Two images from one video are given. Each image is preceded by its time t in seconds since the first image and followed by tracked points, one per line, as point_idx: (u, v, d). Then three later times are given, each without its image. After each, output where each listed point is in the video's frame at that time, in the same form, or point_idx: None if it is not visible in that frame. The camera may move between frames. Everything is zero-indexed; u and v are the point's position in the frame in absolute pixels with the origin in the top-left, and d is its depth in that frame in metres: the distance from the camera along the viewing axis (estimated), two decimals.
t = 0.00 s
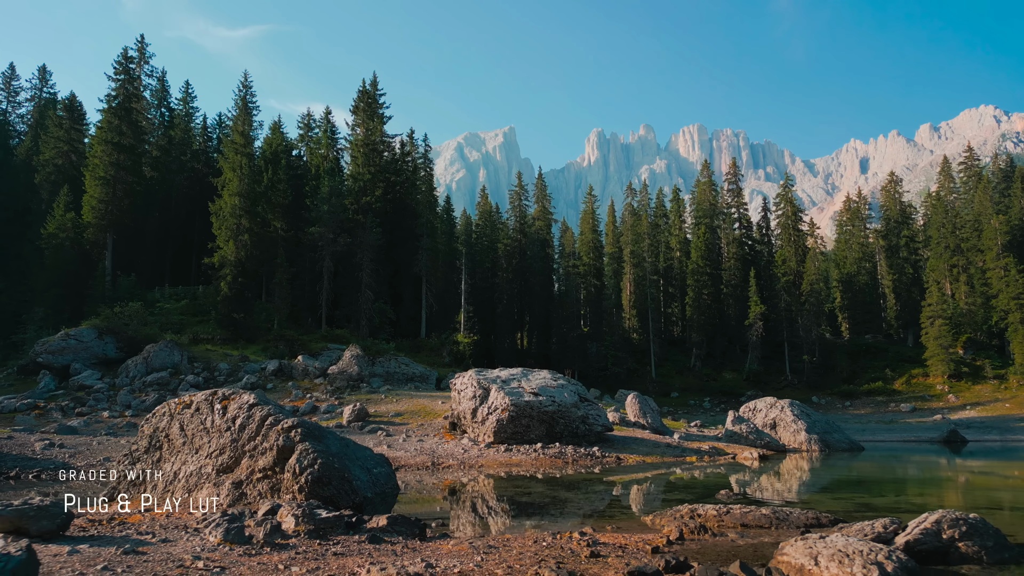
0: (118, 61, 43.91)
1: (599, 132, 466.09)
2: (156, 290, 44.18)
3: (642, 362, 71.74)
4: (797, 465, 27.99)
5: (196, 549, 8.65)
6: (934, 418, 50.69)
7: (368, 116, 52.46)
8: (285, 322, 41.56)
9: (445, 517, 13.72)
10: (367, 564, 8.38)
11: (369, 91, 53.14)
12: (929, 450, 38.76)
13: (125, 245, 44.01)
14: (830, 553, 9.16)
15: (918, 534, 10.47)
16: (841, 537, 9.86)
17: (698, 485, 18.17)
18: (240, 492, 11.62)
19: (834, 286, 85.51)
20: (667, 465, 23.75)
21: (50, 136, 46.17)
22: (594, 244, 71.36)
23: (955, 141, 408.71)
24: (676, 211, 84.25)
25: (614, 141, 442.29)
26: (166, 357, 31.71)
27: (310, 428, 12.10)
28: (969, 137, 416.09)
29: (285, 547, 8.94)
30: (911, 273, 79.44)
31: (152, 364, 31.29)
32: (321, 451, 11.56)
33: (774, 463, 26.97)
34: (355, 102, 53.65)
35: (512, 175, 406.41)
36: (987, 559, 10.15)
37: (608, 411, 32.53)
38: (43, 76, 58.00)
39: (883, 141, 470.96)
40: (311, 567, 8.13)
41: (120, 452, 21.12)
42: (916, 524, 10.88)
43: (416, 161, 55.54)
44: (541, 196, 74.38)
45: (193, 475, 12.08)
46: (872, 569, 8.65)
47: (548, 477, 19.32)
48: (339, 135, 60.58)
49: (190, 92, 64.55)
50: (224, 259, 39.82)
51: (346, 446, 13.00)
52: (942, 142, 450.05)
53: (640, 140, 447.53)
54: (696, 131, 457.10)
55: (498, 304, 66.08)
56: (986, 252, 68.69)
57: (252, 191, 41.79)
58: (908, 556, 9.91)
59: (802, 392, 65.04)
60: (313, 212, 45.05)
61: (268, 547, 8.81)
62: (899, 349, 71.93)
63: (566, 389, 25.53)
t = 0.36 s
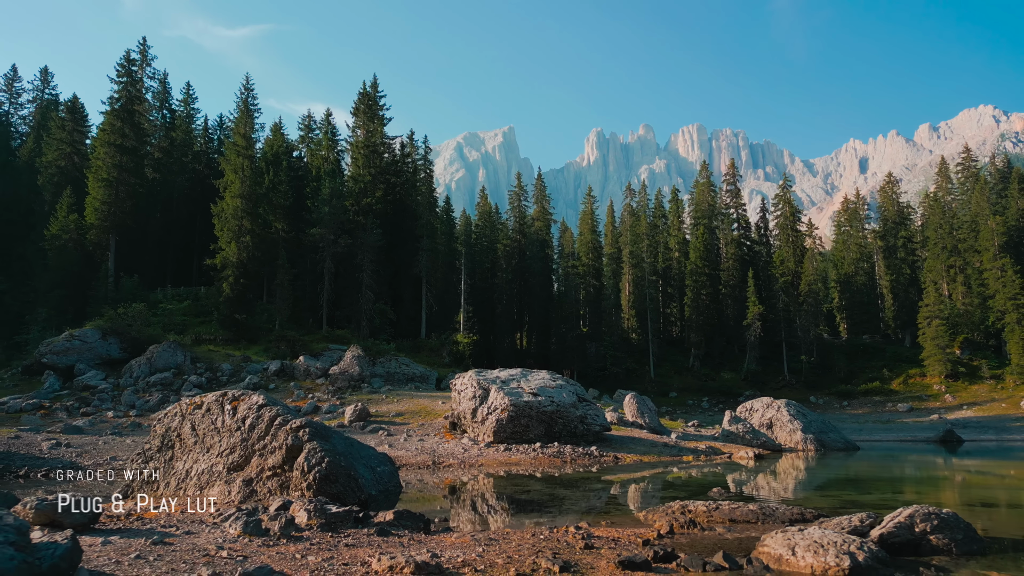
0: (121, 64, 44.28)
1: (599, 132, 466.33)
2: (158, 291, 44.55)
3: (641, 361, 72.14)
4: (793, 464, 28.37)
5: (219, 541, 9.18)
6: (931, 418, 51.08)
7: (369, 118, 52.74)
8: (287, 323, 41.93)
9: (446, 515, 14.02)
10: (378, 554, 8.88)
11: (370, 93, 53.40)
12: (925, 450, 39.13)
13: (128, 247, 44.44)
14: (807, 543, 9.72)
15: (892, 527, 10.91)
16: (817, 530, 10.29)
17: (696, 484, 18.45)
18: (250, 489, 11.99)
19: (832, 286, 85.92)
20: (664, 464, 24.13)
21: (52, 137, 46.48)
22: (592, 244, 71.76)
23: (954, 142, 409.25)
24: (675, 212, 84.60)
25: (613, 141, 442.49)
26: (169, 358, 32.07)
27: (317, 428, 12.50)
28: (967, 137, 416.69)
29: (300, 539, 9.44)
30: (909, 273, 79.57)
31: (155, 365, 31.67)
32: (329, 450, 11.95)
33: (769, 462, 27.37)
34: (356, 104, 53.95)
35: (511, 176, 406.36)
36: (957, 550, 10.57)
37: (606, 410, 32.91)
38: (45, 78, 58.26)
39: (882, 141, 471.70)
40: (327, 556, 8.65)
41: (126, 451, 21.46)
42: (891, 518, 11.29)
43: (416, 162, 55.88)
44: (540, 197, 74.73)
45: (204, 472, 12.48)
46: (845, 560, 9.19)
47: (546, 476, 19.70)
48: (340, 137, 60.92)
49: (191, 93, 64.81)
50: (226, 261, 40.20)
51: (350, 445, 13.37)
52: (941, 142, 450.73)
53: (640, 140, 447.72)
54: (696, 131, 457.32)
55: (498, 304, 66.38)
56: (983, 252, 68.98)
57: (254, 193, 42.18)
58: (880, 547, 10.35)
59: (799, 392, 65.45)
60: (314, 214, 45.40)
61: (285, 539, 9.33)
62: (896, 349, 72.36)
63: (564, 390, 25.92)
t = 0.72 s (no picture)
0: (123, 66, 44.62)
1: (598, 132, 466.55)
2: (160, 292, 44.93)
3: (640, 361, 72.52)
4: (789, 463, 28.74)
5: (237, 534, 9.64)
6: (928, 417, 51.51)
7: (369, 119, 53.02)
8: (288, 324, 42.27)
9: (448, 512, 14.40)
10: (387, 545, 9.37)
11: (370, 95, 53.70)
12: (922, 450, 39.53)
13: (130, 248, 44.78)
14: (786, 535, 10.15)
15: (869, 521, 11.36)
16: (796, 524, 10.72)
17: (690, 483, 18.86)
18: (260, 487, 12.37)
19: (830, 287, 86.30)
20: (661, 463, 24.53)
21: (55, 139, 46.80)
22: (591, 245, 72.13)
23: (953, 141, 409.67)
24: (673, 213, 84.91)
25: (613, 141, 442.69)
26: (172, 358, 32.44)
27: (324, 427, 12.90)
28: (966, 137, 416.98)
29: (313, 532, 9.94)
30: (906, 274, 79.20)
31: (159, 365, 32.02)
32: (336, 448, 12.34)
33: (764, 461, 27.75)
34: (357, 106, 54.23)
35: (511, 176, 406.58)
36: (929, 543, 11.04)
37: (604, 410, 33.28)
38: (47, 79, 58.57)
39: (881, 141, 472.22)
40: (339, 548, 9.11)
41: (131, 451, 21.80)
42: (868, 512, 11.71)
43: (415, 164, 56.23)
44: (539, 198, 75.06)
45: (215, 470, 12.87)
46: (821, 551, 9.62)
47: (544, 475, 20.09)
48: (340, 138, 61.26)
49: (192, 94, 65.07)
50: (228, 262, 40.59)
51: (356, 444, 13.73)
52: (940, 142, 451.25)
53: (639, 140, 447.99)
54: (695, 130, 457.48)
55: (498, 304, 66.65)
56: (980, 253, 69.35)
57: (256, 195, 42.54)
58: (857, 540, 10.76)
59: (797, 392, 65.87)
60: (315, 215, 45.71)
61: (299, 532, 9.80)
62: (893, 349, 72.79)
63: (563, 390, 26.31)
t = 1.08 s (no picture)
0: (125, 69, 44.95)
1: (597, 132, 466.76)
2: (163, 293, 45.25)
3: (638, 361, 72.92)
4: (786, 463, 29.11)
5: (254, 527, 10.13)
6: (925, 417, 51.94)
7: (369, 121, 53.34)
8: (289, 324, 42.67)
9: (449, 510, 14.77)
10: (394, 538, 9.80)
11: (370, 96, 53.96)
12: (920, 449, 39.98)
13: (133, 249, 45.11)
14: (769, 529, 10.53)
15: (849, 516, 11.76)
16: (779, 518, 11.12)
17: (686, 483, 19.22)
18: (269, 485, 12.75)
19: (828, 287, 86.71)
20: (659, 463, 24.92)
21: (57, 141, 47.07)
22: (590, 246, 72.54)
23: (952, 142, 410.22)
24: (672, 213, 85.20)
25: (612, 141, 442.89)
26: (176, 359, 32.81)
27: (331, 426, 13.26)
28: (965, 137, 417.54)
29: (325, 526, 10.43)
30: (903, 274, 79.99)
31: (162, 366, 32.37)
32: (343, 447, 12.74)
33: (760, 461, 28.10)
34: (357, 107, 54.47)
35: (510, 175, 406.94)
36: (906, 537, 11.45)
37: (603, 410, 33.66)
38: (48, 80, 58.81)
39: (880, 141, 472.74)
40: (351, 539, 9.57)
41: (136, 450, 22.12)
42: (849, 508, 12.13)
43: (415, 165, 56.61)
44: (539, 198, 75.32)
45: (225, 469, 13.25)
46: (800, 544, 10.03)
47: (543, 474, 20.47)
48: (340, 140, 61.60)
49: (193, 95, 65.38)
50: (230, 263, 40.90)
51: (361, 443, 14.08)
52: (939, 141, 451.85)
53: (638, 140, 448.24)
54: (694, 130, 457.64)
55: (497, 305, 67.02)
56: (977, 254, 69.72)
57: (257, 197, 42.87)
58: (836, 534, 11.16)
59: (795, 392, 66.31)
60: (316, 216, 45.99)
61: (311, 526, 10.28)
62: (891, 349, 73.23)
63: (562, 391, 26.78)
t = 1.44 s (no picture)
0: (127, 72, 45.30)
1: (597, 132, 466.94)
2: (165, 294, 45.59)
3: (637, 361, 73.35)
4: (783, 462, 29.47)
5: (268, 522, 10.56)
6: (921, 417, 52.36)
7: (369, 123, 53.78)
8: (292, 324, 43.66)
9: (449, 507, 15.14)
10: (401, 531, 10.23)
11: (370, 98, 54.22)
12: (914, 447, 40.93)
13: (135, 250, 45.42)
14: (752, 523, 10.93)
15: (830, 512, 12.19)
16: (763, 513, 11.55)
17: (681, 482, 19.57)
18: (277, 484, 13.11)
19: (825, 287, 87.17)
20: (656, 462, 25.33)
21: (60, 143, 47.37)
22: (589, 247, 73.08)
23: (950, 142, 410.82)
24: (671, 214, 85.56)
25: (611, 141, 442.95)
26: (179, 360, 33.17)
27: (336, 426, 13.64)
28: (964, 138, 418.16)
29: (335, 521, 10.87)
30: (900, 275, 80.47)
31: (165, 366, 32.73)
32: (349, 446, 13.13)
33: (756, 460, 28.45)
34: (357, 109, 54.69)
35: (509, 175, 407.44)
36: (885, 531, 11.87)
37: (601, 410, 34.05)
38: (49, 82, 59.05)
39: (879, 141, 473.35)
40: (360, 532, 10.02)
41: (142, 450, 22.45)
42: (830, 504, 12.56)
43: (415, 167, 57.00)
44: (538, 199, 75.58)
45: (235, 468, 13.63)
46: (781, 536, 10.45)
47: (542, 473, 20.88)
48: (340, 141, 62.00)
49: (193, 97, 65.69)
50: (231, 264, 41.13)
51: (365, 442, 14.45)
52: (937, 141, 452.61)
53: (637, 139, 448.62)
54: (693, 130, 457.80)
55: (497, 305, 68.04)
56: (973, 255, 70.19)
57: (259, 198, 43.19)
58: (817, 528, 11.57)
59: (793, 392, 66.74)
60: (316, 218, 46.29)
61: (321, 521, 10.73)
62: (888, 349, 73.66)
63: (561, 391, 27.34)
